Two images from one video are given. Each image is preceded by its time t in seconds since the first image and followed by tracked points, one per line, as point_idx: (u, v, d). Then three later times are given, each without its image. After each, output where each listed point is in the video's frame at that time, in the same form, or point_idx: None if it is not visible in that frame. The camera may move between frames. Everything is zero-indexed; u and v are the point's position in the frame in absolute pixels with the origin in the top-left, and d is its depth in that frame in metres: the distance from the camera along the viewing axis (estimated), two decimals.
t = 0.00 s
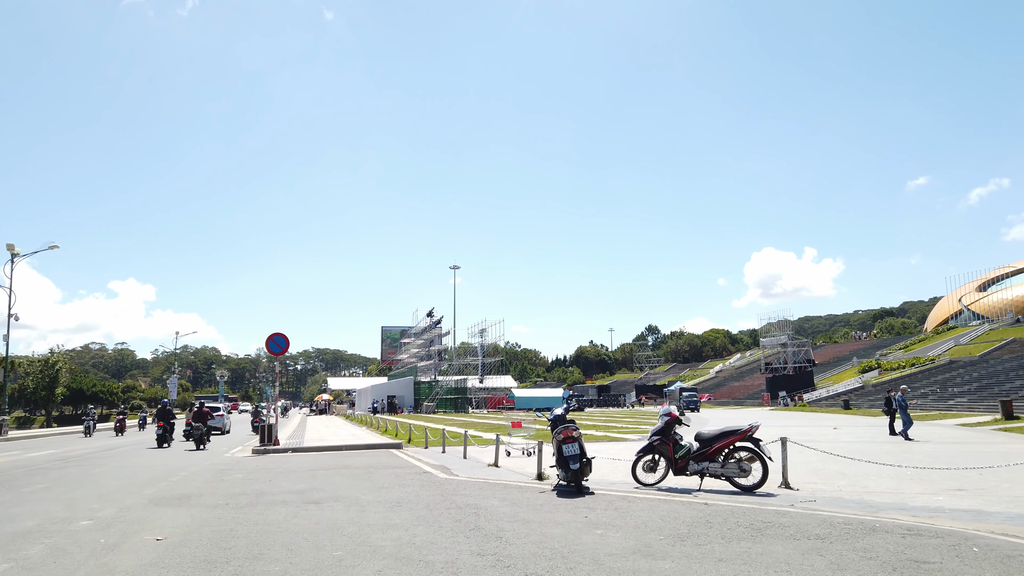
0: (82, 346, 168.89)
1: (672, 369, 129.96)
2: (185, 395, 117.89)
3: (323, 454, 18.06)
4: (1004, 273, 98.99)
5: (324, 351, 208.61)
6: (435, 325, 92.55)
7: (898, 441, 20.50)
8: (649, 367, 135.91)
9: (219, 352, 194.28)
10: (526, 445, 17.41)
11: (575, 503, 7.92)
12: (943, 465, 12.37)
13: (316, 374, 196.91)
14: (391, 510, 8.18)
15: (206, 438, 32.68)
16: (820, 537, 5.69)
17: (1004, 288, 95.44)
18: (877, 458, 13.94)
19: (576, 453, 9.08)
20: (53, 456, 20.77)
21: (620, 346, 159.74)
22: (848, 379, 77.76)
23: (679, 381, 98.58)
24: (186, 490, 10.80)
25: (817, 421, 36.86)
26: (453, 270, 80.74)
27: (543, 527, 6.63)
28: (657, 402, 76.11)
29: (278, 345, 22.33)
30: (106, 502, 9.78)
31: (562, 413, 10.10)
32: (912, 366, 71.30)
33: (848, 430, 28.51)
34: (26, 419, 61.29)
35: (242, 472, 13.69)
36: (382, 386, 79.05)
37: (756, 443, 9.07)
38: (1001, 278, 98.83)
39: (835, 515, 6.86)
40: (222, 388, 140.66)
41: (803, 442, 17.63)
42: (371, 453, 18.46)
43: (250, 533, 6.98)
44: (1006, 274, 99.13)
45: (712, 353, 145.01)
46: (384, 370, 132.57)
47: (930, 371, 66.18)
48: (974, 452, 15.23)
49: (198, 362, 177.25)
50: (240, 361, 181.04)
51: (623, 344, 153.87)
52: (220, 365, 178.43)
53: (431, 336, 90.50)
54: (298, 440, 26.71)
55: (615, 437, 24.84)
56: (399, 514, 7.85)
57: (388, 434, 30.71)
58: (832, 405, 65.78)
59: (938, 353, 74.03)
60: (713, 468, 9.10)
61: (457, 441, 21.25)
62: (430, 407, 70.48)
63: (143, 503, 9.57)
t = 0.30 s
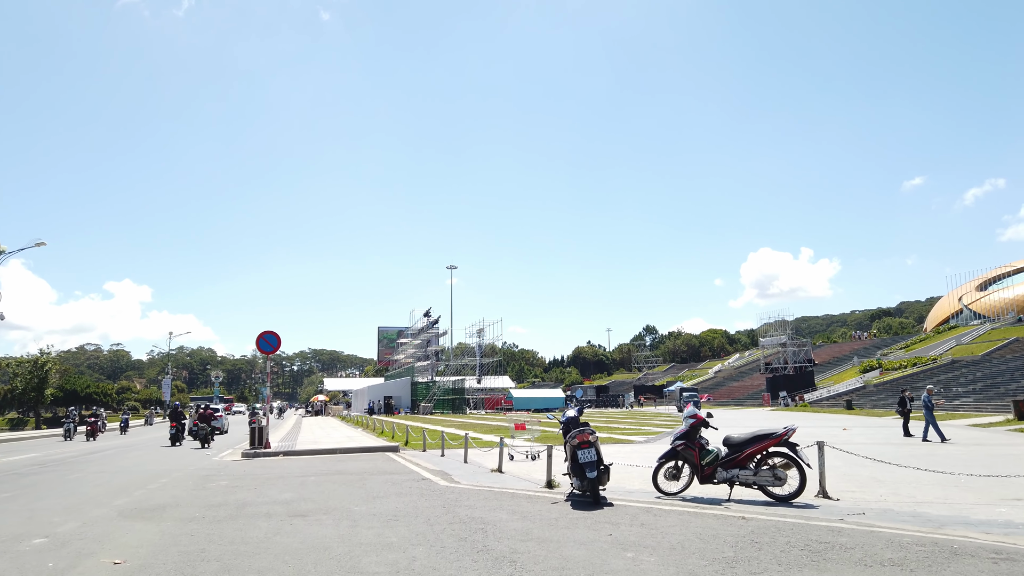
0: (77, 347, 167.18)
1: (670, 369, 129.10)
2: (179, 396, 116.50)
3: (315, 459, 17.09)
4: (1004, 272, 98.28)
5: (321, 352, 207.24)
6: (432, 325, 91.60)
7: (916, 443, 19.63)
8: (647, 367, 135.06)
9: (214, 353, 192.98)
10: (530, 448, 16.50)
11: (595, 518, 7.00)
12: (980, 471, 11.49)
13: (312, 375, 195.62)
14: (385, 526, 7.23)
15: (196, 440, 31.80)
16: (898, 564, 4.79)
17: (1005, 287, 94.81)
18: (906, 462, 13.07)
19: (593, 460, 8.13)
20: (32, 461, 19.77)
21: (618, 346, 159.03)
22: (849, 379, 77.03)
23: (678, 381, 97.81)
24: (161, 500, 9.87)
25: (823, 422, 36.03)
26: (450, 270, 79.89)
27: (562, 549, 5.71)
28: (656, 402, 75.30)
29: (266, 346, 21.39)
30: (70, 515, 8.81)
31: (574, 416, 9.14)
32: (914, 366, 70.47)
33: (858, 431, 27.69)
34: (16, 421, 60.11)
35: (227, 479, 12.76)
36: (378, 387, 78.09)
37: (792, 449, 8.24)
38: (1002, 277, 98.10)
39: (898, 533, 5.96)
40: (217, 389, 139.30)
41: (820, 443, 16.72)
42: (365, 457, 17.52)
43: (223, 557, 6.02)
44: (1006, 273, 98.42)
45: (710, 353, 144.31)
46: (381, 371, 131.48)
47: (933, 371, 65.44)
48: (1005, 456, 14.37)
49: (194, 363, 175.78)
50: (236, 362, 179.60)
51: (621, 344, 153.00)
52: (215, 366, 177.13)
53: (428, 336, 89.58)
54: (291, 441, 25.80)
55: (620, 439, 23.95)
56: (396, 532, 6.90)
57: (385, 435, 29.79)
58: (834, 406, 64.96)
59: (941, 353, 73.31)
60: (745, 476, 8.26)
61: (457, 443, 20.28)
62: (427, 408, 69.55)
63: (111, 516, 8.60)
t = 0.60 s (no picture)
0: (74, 347, 165.80)
1: (670, 369, 128.19)
2: (175, 396, 115.32)
3: (307, 462, 16.16)
4: (1007, 269, 97.28)
5: (319, 352, 205.90)
6: (430, 324, 90.67)
7: (938, 443, 18.69)
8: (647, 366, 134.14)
9: (212, 352, 191.91)
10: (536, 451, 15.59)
11: (621, 534, 6.12)
12: None
13: (310, 374, 194.54)
14: (378, 543, 6.30)
15: (188, 441, 30.91)
16: None
17: (1007, 285, 93.93)
18: (940, 464, 12.15)
19: (614, 466, 7.21)
20: (11, 463, 18.89)
21: (617, 346, 157.93)
22: (851, 377, 76.17)
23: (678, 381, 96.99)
24: (132, 509, 8.94)
25: (831, 421, 35.12)
26: (449, 268, 78.95)
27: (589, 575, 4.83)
28: (657, 401, 74.40)
29: (256, 346, 20.47)
30: (27, 527, 7.89)
31: (589, 418, 8.24)
32: (918, 364, 69.51)
33: (870, 431, 26.81)
34: (9, 422, 59.12)
35: (210, 484, 11.84)
36: (376, 387, 77.12)
37: (839, 452, 7.31)
38: (1005, 275, 97.09)
39: (981, 556, 5.08)
40: (214, 389, 138.13)
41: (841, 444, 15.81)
42: (361, 460, 16.59)
43: None
44: (1009, 270, 97.41)
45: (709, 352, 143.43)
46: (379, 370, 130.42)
47: (938, 369, 64.56)
48: None
49: (191, 362, 174.46)
50: (234, 361, 178.42)
51: (620, 343, 151.99)
52: (213, 365, 176.03)
53: (426, 335, 88.62)
54: (285, 442, 24.94)
55: (626, 440, 23.02)
56: (391, 550, 6.01)
57: (383, 436, 28.88)
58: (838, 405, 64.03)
59: (944, 351, 72.50)
60: (782, 484, 7.37)
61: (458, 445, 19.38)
62: (426, 408, 68.62)
63: (72, 527, 7.67)
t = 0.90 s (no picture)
0: (74, 348, 164.93)
1: (672, 369, 127.10)
2: (175, 397, 114.40)
3: (299, 466, 15.32)
4: (1013, 267, 96.07)
5: (319, 352, 204.87)
6: (430, 324, 89.83)
7: (963, 445, 17.74)
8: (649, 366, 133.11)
9: (212, 353, 191.42)
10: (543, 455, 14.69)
11: (650, 557, 5.24)
12: None
13: (311, 375, 193.68)
14: (367, 566, 5.42)
15: (183, 443, 30.24)
16: None
17: (1013, 283, 92.73)
18: (979, 469, 11.21)
19: (639, 476, 6.32)
20: None
21: (619, 346, 156.82)
22: (857, 377, 75.14)
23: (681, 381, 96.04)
24: (99, 522, 8.07)
25: (842, 422, 34.18)
26: (450, 268, 78.16)
27: None
28: (660, 401, 73.47)
29: (248, 345, 19.65)
30: None
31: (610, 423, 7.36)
32: (924, 364, 68.36)
33: (886, 431, 25.84)
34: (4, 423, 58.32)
35: (192, 491, 11.03)
36: (376, 387, 76.27)
37: (893, 460, 6.44)
38: (1011, 273, 95.77)
39: None
40: (214, 389, 137.24)
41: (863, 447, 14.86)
42: (357, 464, 15.71)
43: None
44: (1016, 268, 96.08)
45: (712, 351, 142.39)
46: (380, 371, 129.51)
47: (945, 368, 63.50)
48: None
49: (191, 363, 173.54)
50: (234, 362, 177.40)
51: (622, 343, 150.90)
52: (214, 366, 175.42)
53: (427, 335, 87.80)
54: (281, 444, 24.12)
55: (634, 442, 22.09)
56: None
57: (384, 437, 28.04)
58: (844, 405, 62.98)
59: (951, 350, 71.41)
60: (828, 495, 6.51)
61: (460, 447, 18.47)
62: (427, 408, 67.80)
63: (24, 544, 6.82)
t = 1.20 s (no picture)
0: (74, 349, 164.17)
1: (673, 369, 126.29)
2: (173, 399, 113.53)
3: (287, 472, 14.48)
4: (1017, 266, 94.99)
5: (319, 353, 203.90)
6: (429, 324, 89.04)
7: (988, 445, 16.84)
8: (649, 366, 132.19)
9: (212, 354, 190.84)
10: (547, 461, 13.80)
11: None
12: None
13: (310, 376, 192.72)
14: None
15: (174, 447, 29.45)
16: None
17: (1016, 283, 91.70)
18: (1018, 474, 10.33)
19: (663, 488, 5.47)
20: None
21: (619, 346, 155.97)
22: (860, 377, 74.22)
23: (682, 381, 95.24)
24: (52, 539, 7.23)
25: (851, 423, 33.26)
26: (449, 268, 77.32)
27: None
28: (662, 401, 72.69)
29: (236, 344, 18.78)
30: None
31: (625, 427, 6.50)
32: (929, 364, 67.35)
33: (899, 433, 24.93)
34: None
35: (166, 501, 10.21)
36: (374, 389, 75.41)
37: (956, 469, 5.55)
38: (1014, 272, 94.76)
39: None
40: (213, 391, 136.29)
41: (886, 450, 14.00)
42: (349, 469, 14.85)
43: None
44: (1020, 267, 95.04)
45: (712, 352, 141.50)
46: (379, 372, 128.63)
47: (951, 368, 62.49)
48: None
49: (191, 364, 172.65)
50: (233, 363, 176.38)
51: (622, 343, 150.01)
52: (213, 367, 174.68)
53: (426, 336, 87.01)
54: (274, 447, 23.29)
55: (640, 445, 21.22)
56: None
57: (381, 439, 27.19)
58: (848, 405, 62.06)
59: (956, 349, 70.41)
60: (881, 509, 5.63)
61: (459, 450, 17.59)
62: (426, 409, 66.99)
63: None
